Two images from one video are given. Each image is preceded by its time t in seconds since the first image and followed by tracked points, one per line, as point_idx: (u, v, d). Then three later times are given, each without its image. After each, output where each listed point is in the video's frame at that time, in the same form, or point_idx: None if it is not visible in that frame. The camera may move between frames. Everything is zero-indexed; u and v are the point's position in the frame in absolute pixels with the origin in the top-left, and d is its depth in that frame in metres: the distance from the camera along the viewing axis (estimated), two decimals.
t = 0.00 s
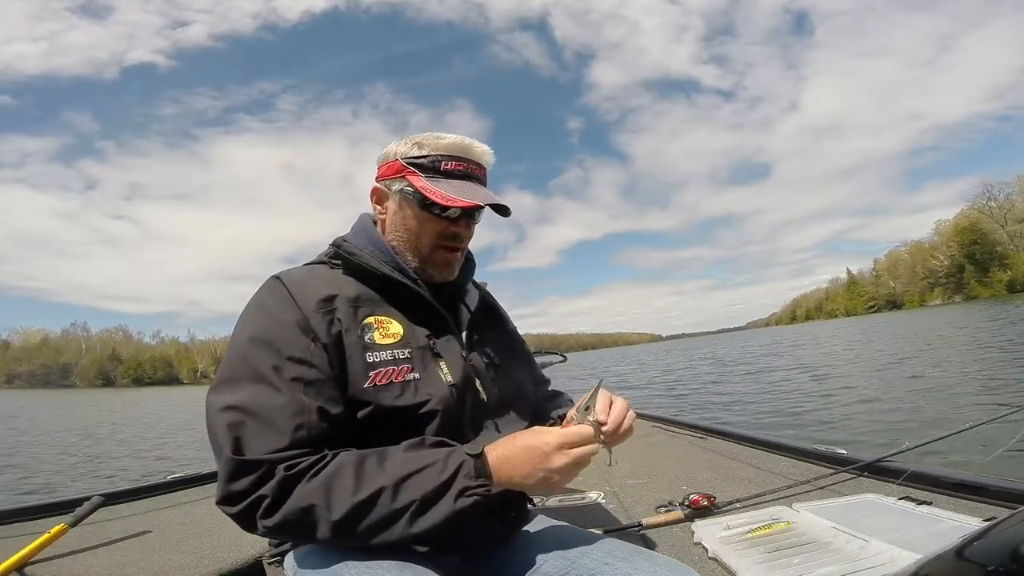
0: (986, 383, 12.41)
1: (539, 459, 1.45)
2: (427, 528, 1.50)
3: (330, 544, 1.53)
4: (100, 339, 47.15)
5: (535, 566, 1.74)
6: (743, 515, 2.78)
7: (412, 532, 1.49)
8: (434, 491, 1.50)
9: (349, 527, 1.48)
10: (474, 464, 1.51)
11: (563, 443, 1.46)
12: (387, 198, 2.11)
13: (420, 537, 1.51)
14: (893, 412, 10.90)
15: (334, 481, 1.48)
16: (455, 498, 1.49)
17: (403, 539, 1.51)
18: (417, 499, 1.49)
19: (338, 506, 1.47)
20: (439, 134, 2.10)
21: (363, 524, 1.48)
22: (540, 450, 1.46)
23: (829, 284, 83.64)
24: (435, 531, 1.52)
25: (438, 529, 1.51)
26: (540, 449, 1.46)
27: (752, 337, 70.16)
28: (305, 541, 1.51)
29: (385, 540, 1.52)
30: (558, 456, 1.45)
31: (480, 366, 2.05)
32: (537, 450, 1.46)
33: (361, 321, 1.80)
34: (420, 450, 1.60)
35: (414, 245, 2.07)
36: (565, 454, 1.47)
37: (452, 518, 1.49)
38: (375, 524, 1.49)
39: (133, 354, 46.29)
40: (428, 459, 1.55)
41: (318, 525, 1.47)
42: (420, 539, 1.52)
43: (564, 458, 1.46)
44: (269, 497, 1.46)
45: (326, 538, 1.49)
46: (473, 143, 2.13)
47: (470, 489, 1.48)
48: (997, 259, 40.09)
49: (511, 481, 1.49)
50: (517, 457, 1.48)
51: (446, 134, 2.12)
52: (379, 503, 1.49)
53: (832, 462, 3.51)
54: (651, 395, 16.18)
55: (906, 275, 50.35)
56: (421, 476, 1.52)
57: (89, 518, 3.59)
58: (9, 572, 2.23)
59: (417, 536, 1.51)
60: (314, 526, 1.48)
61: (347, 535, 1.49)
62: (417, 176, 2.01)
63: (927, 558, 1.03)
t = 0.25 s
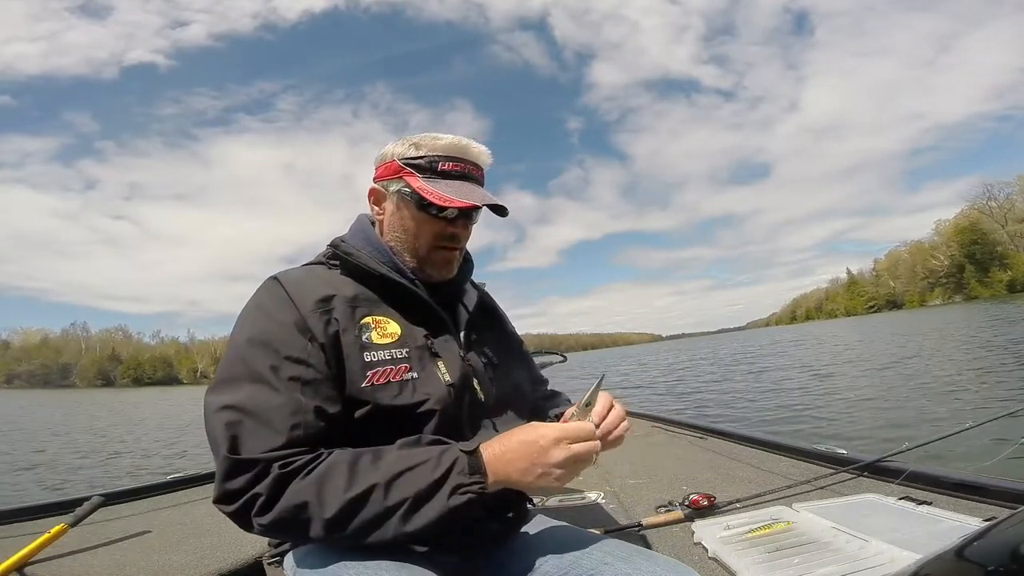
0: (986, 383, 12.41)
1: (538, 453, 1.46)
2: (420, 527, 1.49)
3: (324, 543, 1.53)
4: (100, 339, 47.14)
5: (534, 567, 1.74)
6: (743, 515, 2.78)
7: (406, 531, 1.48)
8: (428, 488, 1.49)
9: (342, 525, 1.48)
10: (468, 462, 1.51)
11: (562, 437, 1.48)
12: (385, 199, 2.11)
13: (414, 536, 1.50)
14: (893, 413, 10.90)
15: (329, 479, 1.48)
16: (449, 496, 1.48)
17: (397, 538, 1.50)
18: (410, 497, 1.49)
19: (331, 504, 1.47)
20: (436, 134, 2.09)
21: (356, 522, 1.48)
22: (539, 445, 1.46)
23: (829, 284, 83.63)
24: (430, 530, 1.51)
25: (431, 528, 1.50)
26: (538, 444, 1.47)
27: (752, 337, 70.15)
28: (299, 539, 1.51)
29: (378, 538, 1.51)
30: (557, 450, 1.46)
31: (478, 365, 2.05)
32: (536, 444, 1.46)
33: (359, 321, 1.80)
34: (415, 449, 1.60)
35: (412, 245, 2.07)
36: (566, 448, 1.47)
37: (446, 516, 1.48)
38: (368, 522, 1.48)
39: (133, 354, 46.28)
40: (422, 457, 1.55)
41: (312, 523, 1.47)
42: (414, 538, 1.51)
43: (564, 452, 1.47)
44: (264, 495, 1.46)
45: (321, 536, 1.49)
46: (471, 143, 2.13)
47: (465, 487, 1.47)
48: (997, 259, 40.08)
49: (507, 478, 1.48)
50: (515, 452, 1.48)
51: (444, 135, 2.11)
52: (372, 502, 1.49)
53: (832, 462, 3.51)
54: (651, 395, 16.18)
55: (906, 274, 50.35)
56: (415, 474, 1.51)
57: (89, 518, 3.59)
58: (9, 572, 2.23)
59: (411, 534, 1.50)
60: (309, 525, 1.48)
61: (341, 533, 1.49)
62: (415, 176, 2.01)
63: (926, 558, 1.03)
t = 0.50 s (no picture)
0: (987, 383, 12.40)
1: (541, 463, 1.44)
2: (417, 531, 1.49)
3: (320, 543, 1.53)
4: (99, 339, 47.13)
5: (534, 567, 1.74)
6: (743, 515, 2.77)
7: (402, 534, 1.48)
8: (424, 492, 1.49)
9: (338, 525, 1.48)
10: (468, 466, 1.50)
11: (568, 448, 1.45)
12: (383, 200, 2.11)
13: (411, 539, 1.50)
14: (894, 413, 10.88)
15: (325, 480, 1.48)
16: (446, 501, 1.48)
17: (393, 541, 1.50)
18: (406, 502, 1.49)
19: (327, 506, 1.47)
20: (434, 134, 2.09)
21: (352, 525, 1.48)
22: (542, 455, 1.44)
23: (829, 284, 83.64)
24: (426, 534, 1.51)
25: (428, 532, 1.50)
26: (541, 453, 1.45)
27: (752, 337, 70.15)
28: (294, 539, 1.51)
29: (373, 540, 1.51)
30: (561, 461, 1.44)
31: (477, 366, 2.04)
32: (539, 453, 1.45)
33: (357, 321, 1.80)
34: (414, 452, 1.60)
35: (410, 245, 2.07)
36: (570, 460, 1.45)
37: (443, 520, 1.48)
38: (363, 525, 1.48)
39: (133, 354, 46.26)
40: (420, 461, 1.55)
41: (307, 523, 1.47)
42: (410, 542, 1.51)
43: (568, 463, 1.44)
44: (260, 495, 1.46)
45: (317, 537, 1.49)
46: (469, 143, 2.13)
47: (463, 492, 1.47)
48: (998, 259, 40.07)
49: (505, 487, 1.47)
50: (518, 461, 1.47)
51: (442, 135, 2.11)
52: (368, 504, 1.49)
53: (832, 462, 3.51)
54: (651, 395, 16.19)
55: (906, 274, 50.34)
56: (412, 478, 1.51)
57: (89, 518, 3.59)
58: (9, 572, 2.23)
59: (407, 537, 1.50)
60: (304, 525, 1.48)
61: (337, 534, 1.49)
62: (412, 177, 2.01)
63: (927, 558, 1.03)
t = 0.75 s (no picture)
0: (987, 382, 12.38)
1: (537, 490, 1.49)
2: (405, 544, 1.49)
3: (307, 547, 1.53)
4: (99, 339, 47.08)
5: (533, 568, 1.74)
6: (743, 515, 2.77)
7: (389, 547, 1.48)
8: (416, 507, 1.49)
9: (325, 532, 1.47)
10: (463, 485, 1.51)
11: (564, 478, 1.49)
12: (382, 200, 2.12)
13: (399, 551, 1.50)
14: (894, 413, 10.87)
15: (313, 487, 1.47)
16: (438, 517, 1.47)
17: (380, 551, 1.50)
18: (395, 516, 1.48)
19: (314, 514, 1.46)
20: (434, 135, 2.09)
21: (339, 534, 1.47)
22: (539, 482, 1.49)
23: (829, 284, 83.62)
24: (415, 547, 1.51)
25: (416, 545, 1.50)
26: (538, 482, 1.49)
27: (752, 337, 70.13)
28: (281, 542, 1.51)
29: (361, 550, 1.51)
30: (555, 491, 1.48)
31: (475, 366, 2.04)
32: (536, 480, 1.49)
33: (354, 322, 1.80)
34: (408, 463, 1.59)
35: (408, 246, 2.07)
36: (565, 490, 1.49)
37: (433, 535, 1.48)
38: (350, 535, 1.48)
39: (133, 354, 46.23)
40: (413, 474, 1.54)
41: (294, 528, 1.47)
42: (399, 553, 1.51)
43: (562, 493, 1.48)
44: (247, 497, 1.46)
45: (303, 541, 1.48)
46: (470, 144, 2.12)
47: (455, 510, 1.48)
48: (998, 259, 40.06)
49: (498, 508, 1.50)
50: (514, 485, 1.50)
51: (442, 136, 2.11)
52: (356, 516, 1.48)
53: (832, 462, 3.51)
54: (652, 395, 16.18)
55: (906, 274, 50.33)
56: (403, 491, 1.51)
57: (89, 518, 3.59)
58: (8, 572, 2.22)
59: (395, 550, 1.50)
60: (291, 530, 1.47)
61: (323, 540, 1.48)
62: (411, 177, 2.02)
63: (927, 558, 1.03)
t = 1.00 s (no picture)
0: (988, 382, 12.38)
1: (529, 503, 1.47)
2: (394, 553, 1.48)
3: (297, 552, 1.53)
4: (99, 339, 47.09)
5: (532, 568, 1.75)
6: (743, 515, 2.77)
7: (378, 556, 1.48)
8: (406, 517, 1.48)
9: (314, 539, 1.47)
10: (453, 495, 1.50)
11: (557, 493, 1.47)
12: (380, 199, 2.11)
13: (389, 560, 1.50)
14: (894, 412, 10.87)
15: (303, 494, 1.47)
16: (428, 528, 1.48)
17: (369, 560, 1.50)
18: (385, 525, 1.48)
19: (303, 521, 1.46)
20: (432, 134, 2.09)
21: (328, 542, 1.47)
22: (531, 496, 1.47)
23: (829, 284, 83.60)
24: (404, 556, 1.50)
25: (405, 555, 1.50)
26: (530, 497, 1.47)
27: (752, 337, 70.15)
28: (271, 547, 1.51)
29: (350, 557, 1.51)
30: (547, 506, 1.46)
31: (474, 369, 2.03)
32: (528, 494, 1.47)
33: (350, 325, 1.80)
34: (401, 471, 1.59)
35: (406, 246, 2.06)
36: (557, 505, 1.47)
37: (423, 545, 1.48)
38: (339, 543, 1.48)
39: (133, 354, 46.24)
40: (404, 483, 1.54)
41: (283, 535, 1.47)
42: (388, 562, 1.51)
43: (554, 508, 1.46)
44: (237, 503, 1.47)
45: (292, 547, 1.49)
46: (468, 143, 2.12)
47: (446, 520, 1.47)
48: (999, 258, 40.06)
49: (491, 519, 1.49)
50: (506, 499, 1.48)
51: (440, 134, 2.11)
52: (345, 525, 1.48)
53: (832, 462, 3.51)
54: (652, 395, 16.18)
55: (907, 274, 50.33)
56: (394, 501, 1.50)
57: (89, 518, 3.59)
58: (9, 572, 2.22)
59: (384, 559, 1.49)
60: (281, 536, 1.48)
61: (313, 546, 1.48)
62: (409, 177, 2.02)
63: (927, 558, 1.03)
